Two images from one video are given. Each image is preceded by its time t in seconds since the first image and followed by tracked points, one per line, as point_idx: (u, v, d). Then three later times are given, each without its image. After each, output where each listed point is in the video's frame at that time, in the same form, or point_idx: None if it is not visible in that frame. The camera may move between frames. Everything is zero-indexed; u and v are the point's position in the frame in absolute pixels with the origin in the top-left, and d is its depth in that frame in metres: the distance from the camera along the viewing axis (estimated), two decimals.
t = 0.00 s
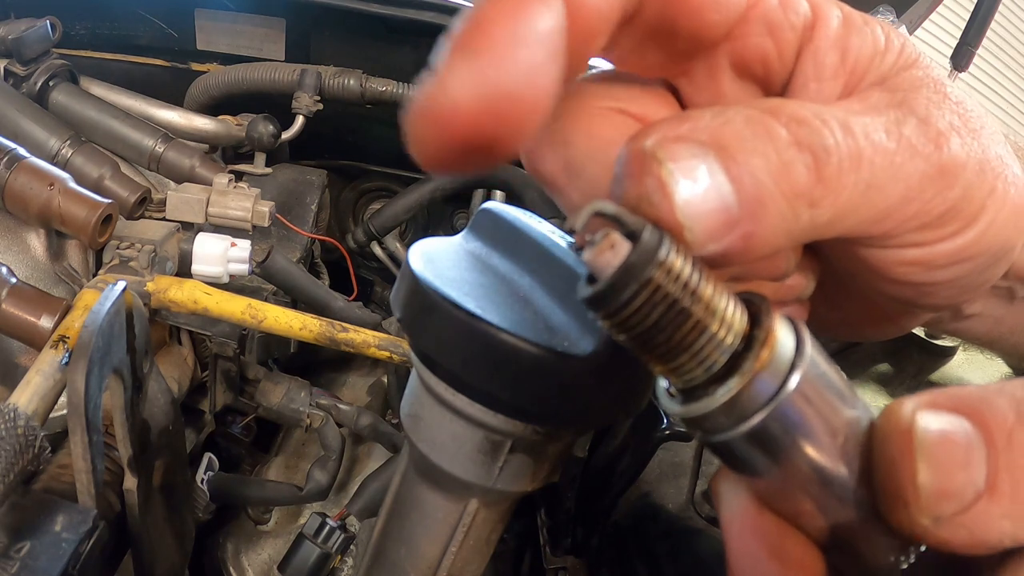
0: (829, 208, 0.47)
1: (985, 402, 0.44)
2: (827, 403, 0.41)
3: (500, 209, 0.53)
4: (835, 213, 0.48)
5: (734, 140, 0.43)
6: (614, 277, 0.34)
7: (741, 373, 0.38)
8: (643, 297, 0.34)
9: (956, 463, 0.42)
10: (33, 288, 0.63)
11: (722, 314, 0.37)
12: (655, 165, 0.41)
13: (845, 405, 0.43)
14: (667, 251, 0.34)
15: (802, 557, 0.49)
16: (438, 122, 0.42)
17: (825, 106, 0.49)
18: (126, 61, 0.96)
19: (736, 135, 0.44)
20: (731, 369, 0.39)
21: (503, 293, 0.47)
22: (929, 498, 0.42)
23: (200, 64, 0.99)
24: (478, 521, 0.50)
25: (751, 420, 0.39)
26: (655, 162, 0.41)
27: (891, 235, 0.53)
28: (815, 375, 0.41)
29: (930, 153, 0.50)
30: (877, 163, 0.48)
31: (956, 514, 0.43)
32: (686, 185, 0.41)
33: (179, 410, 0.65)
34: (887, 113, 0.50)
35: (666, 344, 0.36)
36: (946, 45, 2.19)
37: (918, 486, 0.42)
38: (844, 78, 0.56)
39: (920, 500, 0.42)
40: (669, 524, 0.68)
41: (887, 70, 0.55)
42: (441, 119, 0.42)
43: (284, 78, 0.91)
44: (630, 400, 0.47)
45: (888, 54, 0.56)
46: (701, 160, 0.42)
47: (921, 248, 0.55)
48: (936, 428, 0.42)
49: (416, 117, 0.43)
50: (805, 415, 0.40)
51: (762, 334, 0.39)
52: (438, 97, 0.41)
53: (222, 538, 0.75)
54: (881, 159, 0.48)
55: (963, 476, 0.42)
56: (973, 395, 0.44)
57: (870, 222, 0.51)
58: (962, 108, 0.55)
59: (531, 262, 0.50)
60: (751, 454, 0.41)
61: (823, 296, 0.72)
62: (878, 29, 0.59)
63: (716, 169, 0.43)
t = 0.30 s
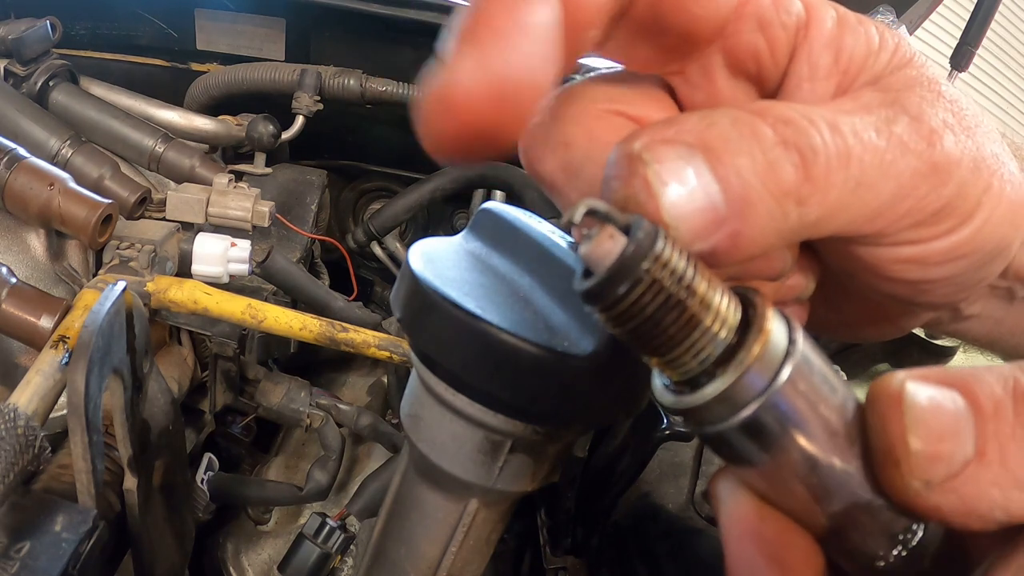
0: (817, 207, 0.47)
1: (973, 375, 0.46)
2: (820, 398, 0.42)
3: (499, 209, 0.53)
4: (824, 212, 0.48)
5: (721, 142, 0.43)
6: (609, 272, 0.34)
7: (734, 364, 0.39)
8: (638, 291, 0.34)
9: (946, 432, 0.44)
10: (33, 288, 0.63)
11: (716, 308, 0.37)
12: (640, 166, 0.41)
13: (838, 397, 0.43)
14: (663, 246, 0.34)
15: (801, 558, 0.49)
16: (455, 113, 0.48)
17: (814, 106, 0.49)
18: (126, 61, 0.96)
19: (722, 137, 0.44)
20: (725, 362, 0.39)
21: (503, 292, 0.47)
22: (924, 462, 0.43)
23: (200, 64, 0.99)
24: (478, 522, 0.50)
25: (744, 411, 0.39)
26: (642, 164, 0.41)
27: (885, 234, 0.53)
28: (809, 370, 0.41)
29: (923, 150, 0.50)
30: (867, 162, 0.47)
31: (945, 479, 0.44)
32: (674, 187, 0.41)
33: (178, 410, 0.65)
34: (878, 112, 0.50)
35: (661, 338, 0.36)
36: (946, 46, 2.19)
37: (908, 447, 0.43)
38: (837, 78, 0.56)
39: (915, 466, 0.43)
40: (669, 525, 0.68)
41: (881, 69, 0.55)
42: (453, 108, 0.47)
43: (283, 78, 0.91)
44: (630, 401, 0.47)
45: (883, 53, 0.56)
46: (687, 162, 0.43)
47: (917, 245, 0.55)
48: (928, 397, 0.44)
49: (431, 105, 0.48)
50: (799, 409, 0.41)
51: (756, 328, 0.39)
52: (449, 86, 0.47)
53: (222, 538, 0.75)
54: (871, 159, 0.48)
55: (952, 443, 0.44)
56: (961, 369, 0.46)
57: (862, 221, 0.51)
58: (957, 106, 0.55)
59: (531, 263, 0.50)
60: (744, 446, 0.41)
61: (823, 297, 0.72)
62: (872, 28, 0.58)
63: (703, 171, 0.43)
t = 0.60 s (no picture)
0: (820, 208, 0.48)
1: (975, 391, 0.45)
2: (820, 401, 0.42)
3: (500, 209, 0.53)
4: (827, 213, 0.48)
5: (723, 143, 0.43)
6: (608, 280, 0.34)
7: (736, 370, 0.38)
8: (638, 299, 0.34)
9: (949, 452, 0.43)
10: (33, 288, 0.63)
11: (716, 314, 0.37)
12: (646, 167, 0.41)
13: (840, 402, 0.43)
14: (662, 253, 0.35)
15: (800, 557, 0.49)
16: (553, 205, 0.40)
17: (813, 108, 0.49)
18: (126, 61, 0.96)
19: (724, 138, 0.44)
20: (728, 368, 0.39)
21: (503, 293, 0.47)
22: (929, 484, 0.42)
23: (200, 64, 0.99)
24: (479, 521, 0.50)
25: (745, 417, 0.39)
26: (645, 165, 0.41)
27: (885, 236, 0.53)
28: (809, 374, 0.41)
29: (922, 152, 0.50)
30: (868, 164, 0.48)
31: (949, 499, 0.43)
32: (679, 188, 0.41)
33: (179, 410, 0.65)
34: (877, 114, 0.50)
35: (663, 345, 0.36)
36: (946, 46, 2.19)
37: (911, 469, 0.42)
38: (837, 80, 0.57)
39: (920, 488, 0.42)
40: (670, 524, 0.68)
41: (880, 71, 0.56)
42: (551, 200, 0.40)
43: (283, 78, 0.91)
44: (629, 401, 0.47)
45: (882, 56, 0.56)
46: (693, 163, 0.42)
47: (917, 247, 0.55)
48: (931, 416, 0.43)
49: (521, 199, 0.40)
50: (798, 411, 0.40)
51: (757, 334, 0.39)
52: (540, 175, 0.40)
53: (222, 538, 0.75)
54: (871, 160, 0.48)
55: (956, 463, 0.43)
56: (962, 385, 0.46)
57: (862, 223, 0.51)
58: (956, 108, 0.55)
59: (531, 262, 0.50)
60: (745, 450, 0.41)
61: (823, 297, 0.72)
62: (870, 30, 0.59)
63: (707, 171, 0.43)
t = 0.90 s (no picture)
0: (808, 218, 0.48)
1: (970, 376, 0.46)
2: (815, 402, 0.42)
3: (500, 210, 0.53)
4: (815, 222, 0.48)
5: (712, 154, 0.44)
6: (602, 285, 0.34)
7: (731, 372, 0.38)
8: (630, 304, 0.34)
9: (943, 429, 0.44)
10: (33, 288, 0.63)
11: (707, 317, 0.37)
12: (631, 178, 0.42)
13: (834, 403, 0.43)
14: (654, 258, 0.35)
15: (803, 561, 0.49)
16: (454, 167, 0.44)
17: (805, 116, 0.49)
18: (126, 61, 0.96)
19: (713, 149, 0.44)
20: (722, 369, 0.39)
21: (502, 293, 0.47)
22: (923, 460, 0.43)
23: (200, 64, 0.99)
24: (478, 522, 0.50)
25: (740, 419, 0.39)
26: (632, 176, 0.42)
27: (880, 242, 0.53)
28: (802, 375, 0.41)
29: (915, 160, 0.50)
30: (858, 172, 0.48)
31: (943, 477, 0.44)
32: (665, 200, 0.41)
33: (179, 410, 0.65)
34: (870, 121, 0.50)
35: (656, 349, 0.36)
36: (946, 45, 2.19)
37: (905, 441, 0.43)
38: (825, 83, 0.57)
39: (914, 462, 0.43)
40: (670, 524, 0.68)
41: (869, 74, 0.55)
42: (449, 169, 0.44)
43: (283, 78, 0.91)
44: (628, 401, 0.47)
45: (871, 55, 0.56)
46: (680, 173, 0.43)
47: (912, 253, 0.55)
48: (927, 399, 0.44)
49: (431, 176, 0.45)
50: (791, 411, 0.41)
51: (750, 336, 0.39)
52: (443, 150, 0.44)
53: (223, 538, 0.75)
54: (863, 168, 0.48)
55: (950, 440, 0.44)
56: (958, 371, 0.46)
57: (853, 230, 0.50)
58: (951, 114, 0.55)
59: (530, 262, 0.50)
60: (741, 451, 0.41)
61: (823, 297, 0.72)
62: (858, 30, 0.58)
63: (694, 180, 0.43)
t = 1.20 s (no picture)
0: (803, 219, 0.48)
1: (968, 367, 0.47)
2: (814, 404, 0.42)
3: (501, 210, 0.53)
4: (811, 223, 0.48)
5: (707, 155, 0.44)
6: (606, 287, 0.34)
7: (730, 373, 0.38)
8: (633, 307, 0.34)
9: (939, 414, 0.44)
10: (33, 288, 0.63)
11: (708, 319, 0.37)
12: (625, 183, 0.42)
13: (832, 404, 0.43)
14: (656, 261, 0.35)
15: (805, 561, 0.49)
16: (533, 228, 0.42)
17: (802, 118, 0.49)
18: (126, 61, 0.96)
19: (707, 150, 0.44)
20: (722, 371, 0.39)
21: (502, 293, 0.47)
22: (918, 441, 0.43)
23: (200, 64, 0.99)
24: (478, 521, 0.51)
25: (739, 420, 0.39)
26: (626, 181, 0.42)
27: (878, 243, 0.53)
28: (801, 377, 0.41)
29: (912, 162, 0.50)
30: (854, 173, 0.48)
31: (938, 460, 0.44)
32: (660, 204, 0.41)
33: (178, 410, 0.65)
34: (867, 123, 0.50)
35: (658, 352, 0.36)
36: (946, 46, 2.19)
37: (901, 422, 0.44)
38: (826, 89, 0.57)
39: (908, 442, 0.43)
40: (670, 525, 0.68)
41: (869, 79, 0.56)
42: (534, 229, 0.42)
43: (283, 78, 0.91)
44: (628, 402, 0.47)
45: (871, 61, 0.57)
46: (674, 178, 0.43)
47: (909, 255, 0.55)
48: (922, 385, 0.45)
49: (505, 235, 0.43)
50: (791, 412, 0.40)
51: (749, 338, 0.39)
52: (519, 209, 0.42)
53: (223, 538, 0.75)
54: (859, 169, 0.48)
55: (945, 425, 0.44)
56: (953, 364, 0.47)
57: (852, 231, 0.50)
58: (950, 115, 0.55)
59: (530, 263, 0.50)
60: (740, 453, 0.41)
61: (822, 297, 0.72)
62: (860, 35, 0.59)
63: (687, 183, 0.43)
